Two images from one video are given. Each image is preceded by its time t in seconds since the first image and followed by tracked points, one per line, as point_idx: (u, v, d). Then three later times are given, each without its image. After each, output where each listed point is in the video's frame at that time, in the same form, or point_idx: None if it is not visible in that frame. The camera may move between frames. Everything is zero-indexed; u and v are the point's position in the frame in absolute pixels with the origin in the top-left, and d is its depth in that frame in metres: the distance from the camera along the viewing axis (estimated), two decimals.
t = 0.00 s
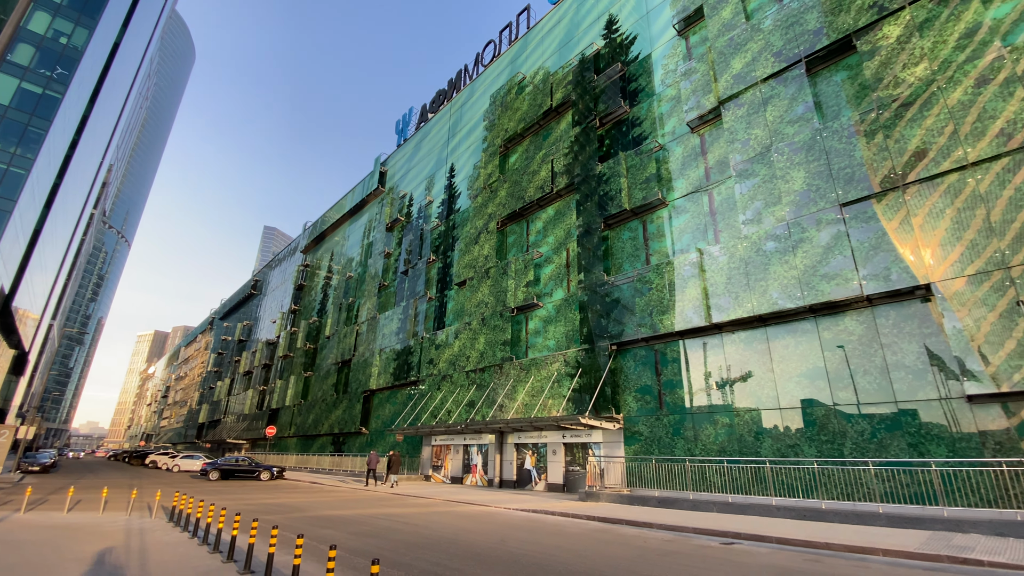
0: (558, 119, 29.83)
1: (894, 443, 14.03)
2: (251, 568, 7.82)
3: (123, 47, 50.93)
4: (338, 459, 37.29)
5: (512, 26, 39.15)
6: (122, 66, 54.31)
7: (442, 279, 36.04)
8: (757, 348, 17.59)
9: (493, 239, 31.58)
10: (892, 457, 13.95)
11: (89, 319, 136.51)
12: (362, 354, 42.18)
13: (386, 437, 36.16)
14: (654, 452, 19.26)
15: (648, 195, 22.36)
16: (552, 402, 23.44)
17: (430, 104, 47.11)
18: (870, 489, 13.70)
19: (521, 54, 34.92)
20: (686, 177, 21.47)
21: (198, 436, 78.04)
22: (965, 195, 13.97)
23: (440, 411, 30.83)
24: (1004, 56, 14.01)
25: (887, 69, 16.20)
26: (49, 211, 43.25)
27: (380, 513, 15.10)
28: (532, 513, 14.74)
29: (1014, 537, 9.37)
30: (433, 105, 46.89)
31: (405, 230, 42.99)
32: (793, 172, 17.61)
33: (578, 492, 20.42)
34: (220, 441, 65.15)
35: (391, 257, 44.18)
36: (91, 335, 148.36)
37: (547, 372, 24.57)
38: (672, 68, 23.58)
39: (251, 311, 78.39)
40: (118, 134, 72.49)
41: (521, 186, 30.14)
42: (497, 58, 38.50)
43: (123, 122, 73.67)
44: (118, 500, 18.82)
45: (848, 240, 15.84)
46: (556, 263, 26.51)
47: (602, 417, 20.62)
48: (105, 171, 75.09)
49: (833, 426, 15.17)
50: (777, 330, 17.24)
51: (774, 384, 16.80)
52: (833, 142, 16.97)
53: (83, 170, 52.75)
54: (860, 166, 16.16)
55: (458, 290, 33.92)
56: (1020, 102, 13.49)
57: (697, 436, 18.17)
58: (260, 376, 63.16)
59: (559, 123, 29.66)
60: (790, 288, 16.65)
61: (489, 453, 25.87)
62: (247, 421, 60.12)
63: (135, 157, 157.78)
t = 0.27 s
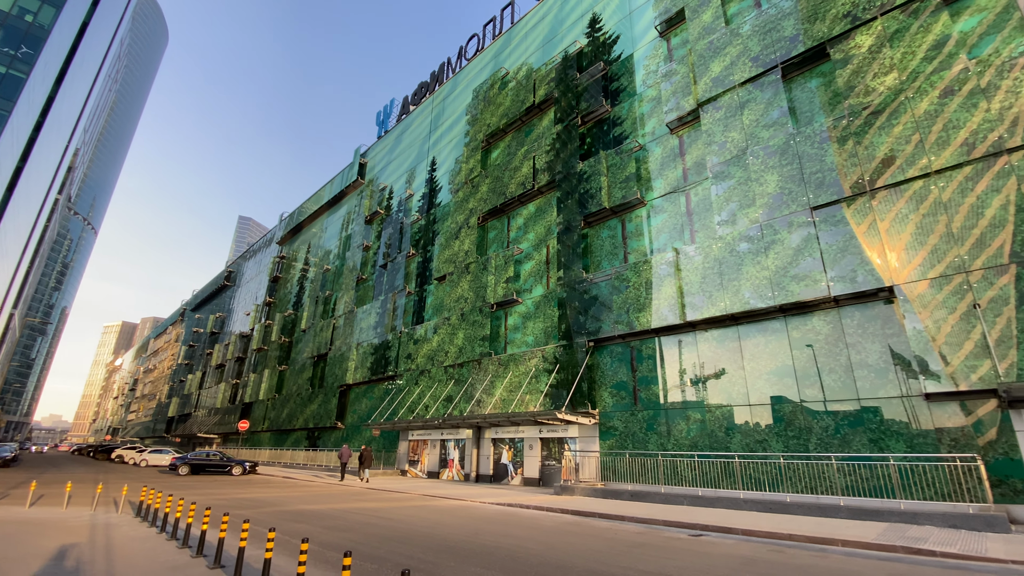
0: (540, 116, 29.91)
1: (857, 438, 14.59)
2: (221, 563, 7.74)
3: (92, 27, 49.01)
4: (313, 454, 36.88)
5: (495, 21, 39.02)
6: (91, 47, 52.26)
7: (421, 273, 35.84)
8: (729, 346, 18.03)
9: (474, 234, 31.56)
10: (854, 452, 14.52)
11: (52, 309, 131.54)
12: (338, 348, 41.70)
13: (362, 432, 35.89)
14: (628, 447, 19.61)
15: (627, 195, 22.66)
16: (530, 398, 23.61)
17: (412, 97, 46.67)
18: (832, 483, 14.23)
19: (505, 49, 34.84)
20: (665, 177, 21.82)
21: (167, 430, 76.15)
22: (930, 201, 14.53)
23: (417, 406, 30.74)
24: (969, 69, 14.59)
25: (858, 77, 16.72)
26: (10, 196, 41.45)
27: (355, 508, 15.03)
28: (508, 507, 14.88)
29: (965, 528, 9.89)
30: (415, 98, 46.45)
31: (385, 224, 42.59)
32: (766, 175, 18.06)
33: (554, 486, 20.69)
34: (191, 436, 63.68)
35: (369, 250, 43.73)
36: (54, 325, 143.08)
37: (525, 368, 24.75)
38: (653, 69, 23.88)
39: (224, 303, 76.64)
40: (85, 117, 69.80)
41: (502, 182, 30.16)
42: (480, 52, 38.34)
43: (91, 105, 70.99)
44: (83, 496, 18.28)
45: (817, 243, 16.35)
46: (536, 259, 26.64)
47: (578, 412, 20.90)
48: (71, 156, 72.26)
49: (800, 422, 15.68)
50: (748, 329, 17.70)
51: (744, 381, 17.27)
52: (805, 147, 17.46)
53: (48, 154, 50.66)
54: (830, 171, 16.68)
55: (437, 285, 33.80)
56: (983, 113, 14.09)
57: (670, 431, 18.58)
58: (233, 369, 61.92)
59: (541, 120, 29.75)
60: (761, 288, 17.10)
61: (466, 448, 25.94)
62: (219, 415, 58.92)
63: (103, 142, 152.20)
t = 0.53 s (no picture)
0: (522, 111, 29.97)
1: (820, 433, 15.15)
2: (189, 556, 7.65)
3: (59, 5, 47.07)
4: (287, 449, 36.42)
5: (479, 14, 38.85)
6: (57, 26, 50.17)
7: (400, 267, 35.58)
8: (701, 343, 18.47)
9: (454, 229, 31.48)
10: (817, 446, 15.07)
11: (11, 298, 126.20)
12: (314, 342, 41.16)
13: (337, 426, 35.57)
14: (602, 442, 19.95)
15: (606, 193, 22.92)
16: (507, 393, 23.76)
17: (393, 88, 46.14)
18: (796, 476, 14.75)
19: (487, 44, 34.73)
20: (642, 177, 22.14)
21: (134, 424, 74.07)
22: (896, 206, 15.13)
23: (394, 400, 30.60)
24: (936, 79, 15.17)
25: (830, 84, 17.23)
26: None
27: (328, 501, 14.95)
28: (482, 500, 15.00)
29: (919, 519, 10.42)
30: (396, 89, 45.95)
31: (363, 216, 42.12)
32: (740, 177, 18.49)
33: (529, 480, 20.91)
34: (159, 430, 62.07)
35: (347, 243, 43.21)
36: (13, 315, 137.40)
37: (502, 363, 24.90)
38: (633, 69, 24.14)
39: (195, 295, 74.74)
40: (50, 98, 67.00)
41: (483, 177, 30.14)
42: (463, 45, 38.12)
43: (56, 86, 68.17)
44: (45, 490, 17.73)
45: (787, 244, 16.84)
46: (515, 255, 26.74)
47: (554, 407, 21.16)
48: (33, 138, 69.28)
49: (767, 418, 16.18)
50: (719, 326, 18.13)
51: (715, 377, 17.73)
52: (778, 151, 17.93)
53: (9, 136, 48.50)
54: (801, 174, 17.18)
55: (416, 279, 33.64)
56: (946, 123, 14.69)
57: (643, 425, 18.99)
58: (204, 362, 60.54)
59: (523, 116, 29.82)
60: (733, 287, 17.55)
61: (442, 442, 25.96)
62: (189, 409, 57.58)
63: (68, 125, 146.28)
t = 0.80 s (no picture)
0: (503, 107, 30.00)
1: (784, 428, 15.72)
2: (153, 550, 7.57)
3: None
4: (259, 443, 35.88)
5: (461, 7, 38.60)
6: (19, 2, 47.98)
7: (378, 261, 35.29)
8: (672, 341, 18.89)
9: (433, 223, 31.37)
10: (780, 441, 15.64)
11: None
12: (289, 335, 40.56)
13: (311, 421, 35.21)
14: (575, 437, 20.27)
15: (584, 191, 23.17)
16: (483, 388, 23.89)
17: (373, 79, 45.57)
18: (760, 470, 15.29)
19: (469, 38, 34.58)
20: (620, 176, 22.46)
21: (99, 418, 71.87)
22: (863, 211, 15.70)
23: (369, 395, 30.44)
24: (900, 90, 15.79)
25: (801, 90, 17.75)
26: None
27: (300, 496, 14.86)
28: (456, 494, 15.13)
29: (871, 510, 10.95)
30: (376, 80, 45.40)
31: (341, 208, 41.59)
32: (713, 178, 18.92)
33: (503, 474, 21.11)
34: (125, 424, 60.35)
35: (324, 235, 42.64)
36: None
37: (479, 358, 25.02)
38: (613, 69, 24.40)
39: (165, 285, 72.73)
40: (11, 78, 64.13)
41: (462, 172, 30.10)
42: (445, 38, 37.86)
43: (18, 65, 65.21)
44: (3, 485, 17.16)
45: (757, 245, 17.33)
46: (494, 251, 26.82)
47: (529, 402, 21.38)
48: None
49: (734, 413, 16.69)
50: (691, 324, 18.58)
51: (685, 374, 18.18)
52: (750, 154, 18.39)
53: None
54: (771, 178, 17.69)
55: (394, 273, 33.45)
56: (908, 133, 15.35)
57: (616, 420, 19.36)
58: (174, 355, 59.07)
59: (503, 112, 29.85)
60: (704, 287, 18.00)
61: (418, 437, 25.95)
62: (158, 402, 56.16)
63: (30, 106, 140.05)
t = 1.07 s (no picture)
0: (483, 103, 30.02)
1: (748, 424, 16.28)
2: (117, 544, 7.54)
3: None
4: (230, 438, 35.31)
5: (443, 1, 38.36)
6: None
7: (355, 255, 34.98)
8: (644, 338, 19.33)
9: (411, 218, 31.24)
10: (744, 435, 16.20)
11: None
12: (262, 328, 39.92)
13: (285, 415, 34.81)
14: (549, 432, 20.59)
15: (562, 190, 23.43)
16: (458, 383, 24.00)
17: (353, 70, 44.97)
18: (724, 464, 15.81)
19: (451, 32, 34.42)
20: (597, 176, 22.76)
21: (62, 412, 69.53)
22: (830, 216, 16.23)
23: (344, 389, 30.24)
24: (864, 100, 16.47)
25: (772, 97, 18.29)
26: None
27: (270, 490, 14.81)
28: (429, 488, 15.28)
29: (826, 502, 11.49)
30: (356, 71, 44.82)
31: (317, 201, 41.01)
32: (687, 181, 19.36)
33: (477, 468, 21.29)
34: (90, 418, 58.54)
35: (299, 227, 42.00)
36: None
37: (455, 354, 25.13)
38: (593, 69, 24.66)
39: (133, 276, 70.60)
40: None
41: (442, 167, 30.04)
42: (426, 31, 37.59)
43: None
44: None
45: (726, 247, 17.83)
46: (472, 248, 26.89)
47: (504, 397, 21.59)
48: None
49: (701, 409, 17.22)
50: (662, 322, 19.04)
51: (656, 371, 18.65)
52: (722, 158, 18.87)
53: None
54: (740, 182, 18.21)
55: (371, 268, 33.24)
56: (870, 142, 16.05)
57: (589, 415, 19.74)
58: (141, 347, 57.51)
59: (484, 108, 29.87)
60: (675, 286, 18.47)
61: (393, 432, 25.93)
62: (124, 396, 54.64)
63: None
